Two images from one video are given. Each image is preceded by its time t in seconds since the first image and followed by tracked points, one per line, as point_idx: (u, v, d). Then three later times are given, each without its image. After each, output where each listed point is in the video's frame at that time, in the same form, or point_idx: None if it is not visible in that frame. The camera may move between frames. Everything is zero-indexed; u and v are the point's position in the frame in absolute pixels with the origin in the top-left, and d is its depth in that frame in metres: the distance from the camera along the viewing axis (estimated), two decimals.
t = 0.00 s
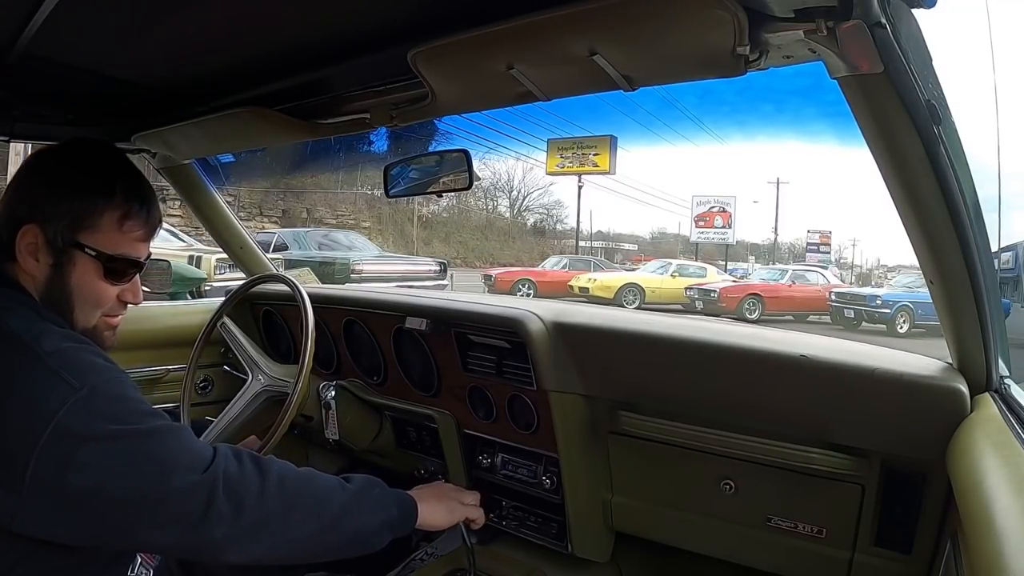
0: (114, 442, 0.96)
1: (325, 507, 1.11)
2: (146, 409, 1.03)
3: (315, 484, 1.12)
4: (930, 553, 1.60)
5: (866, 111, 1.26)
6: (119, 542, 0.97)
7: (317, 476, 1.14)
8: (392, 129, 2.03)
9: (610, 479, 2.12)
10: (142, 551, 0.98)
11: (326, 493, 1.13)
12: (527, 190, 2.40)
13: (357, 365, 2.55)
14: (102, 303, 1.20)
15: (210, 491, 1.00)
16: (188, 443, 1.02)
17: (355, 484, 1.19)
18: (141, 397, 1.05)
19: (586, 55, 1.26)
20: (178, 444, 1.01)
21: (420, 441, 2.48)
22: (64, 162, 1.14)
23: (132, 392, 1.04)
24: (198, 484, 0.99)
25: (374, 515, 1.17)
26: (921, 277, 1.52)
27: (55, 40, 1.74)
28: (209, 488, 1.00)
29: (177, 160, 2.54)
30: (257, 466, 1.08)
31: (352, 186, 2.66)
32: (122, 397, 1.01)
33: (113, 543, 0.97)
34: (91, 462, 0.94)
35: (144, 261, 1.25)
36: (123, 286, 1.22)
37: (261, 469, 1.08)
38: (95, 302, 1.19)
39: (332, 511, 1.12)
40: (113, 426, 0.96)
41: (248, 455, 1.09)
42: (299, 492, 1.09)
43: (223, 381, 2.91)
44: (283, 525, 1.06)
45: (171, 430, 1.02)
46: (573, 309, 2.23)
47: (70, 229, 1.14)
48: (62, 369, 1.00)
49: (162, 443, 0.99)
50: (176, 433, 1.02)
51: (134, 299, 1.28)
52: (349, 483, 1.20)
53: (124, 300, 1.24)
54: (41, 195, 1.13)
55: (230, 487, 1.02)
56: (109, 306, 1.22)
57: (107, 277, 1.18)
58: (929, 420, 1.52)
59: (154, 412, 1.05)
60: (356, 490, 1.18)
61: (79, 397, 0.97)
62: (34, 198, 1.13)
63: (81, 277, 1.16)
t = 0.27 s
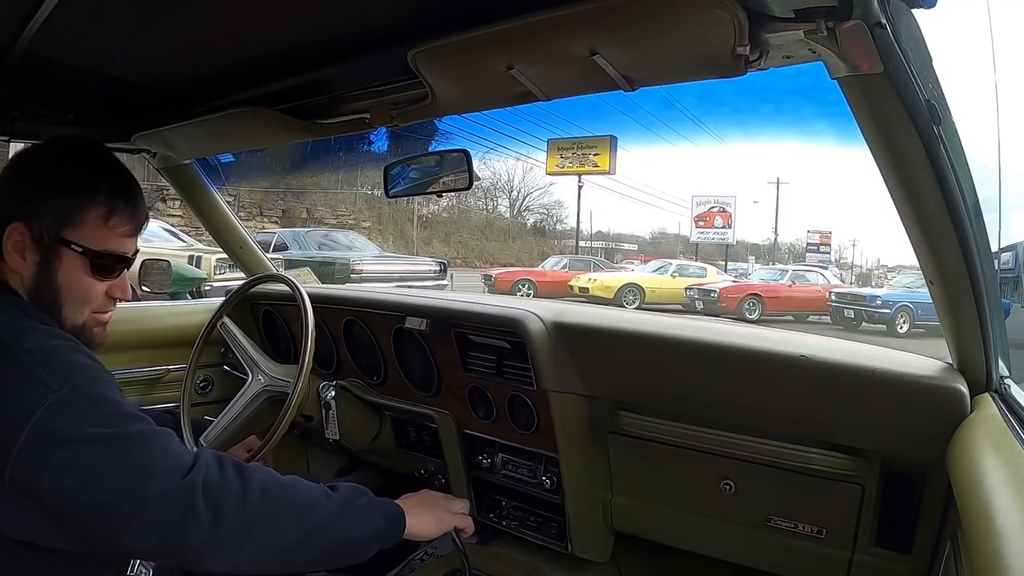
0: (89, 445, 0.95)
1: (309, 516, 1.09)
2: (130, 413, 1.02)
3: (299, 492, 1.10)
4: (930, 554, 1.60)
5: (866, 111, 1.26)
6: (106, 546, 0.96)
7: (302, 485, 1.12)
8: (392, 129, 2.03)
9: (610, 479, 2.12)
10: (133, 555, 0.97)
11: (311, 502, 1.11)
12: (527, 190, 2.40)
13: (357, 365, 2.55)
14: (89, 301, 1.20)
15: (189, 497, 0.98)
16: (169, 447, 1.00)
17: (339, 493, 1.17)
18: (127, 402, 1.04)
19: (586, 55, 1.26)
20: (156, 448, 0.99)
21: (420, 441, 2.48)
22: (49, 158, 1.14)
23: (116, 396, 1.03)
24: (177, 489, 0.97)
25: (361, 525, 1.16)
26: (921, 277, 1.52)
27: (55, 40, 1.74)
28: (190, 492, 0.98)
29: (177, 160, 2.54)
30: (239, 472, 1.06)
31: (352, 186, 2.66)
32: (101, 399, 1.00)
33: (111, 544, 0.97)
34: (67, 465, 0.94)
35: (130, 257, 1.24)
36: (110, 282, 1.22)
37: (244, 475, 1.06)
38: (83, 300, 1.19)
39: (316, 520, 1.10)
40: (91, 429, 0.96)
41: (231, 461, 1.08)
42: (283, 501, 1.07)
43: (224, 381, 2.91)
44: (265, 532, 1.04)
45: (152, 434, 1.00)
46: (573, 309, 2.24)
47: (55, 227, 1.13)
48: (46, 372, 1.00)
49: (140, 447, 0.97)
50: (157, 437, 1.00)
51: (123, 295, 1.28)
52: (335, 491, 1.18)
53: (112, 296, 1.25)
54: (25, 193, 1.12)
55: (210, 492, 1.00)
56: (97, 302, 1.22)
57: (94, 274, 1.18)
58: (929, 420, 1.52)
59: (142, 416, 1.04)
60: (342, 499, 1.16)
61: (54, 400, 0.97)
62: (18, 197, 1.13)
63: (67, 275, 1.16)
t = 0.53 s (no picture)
0: (80, 447, 0.95)
1: (306, 516, 1.09)
2: (122, 413, 1.01)
3: (295, 491, 1.10)
4: (930, 554, 1.60)
5: (866, 111, 1.26)
6: (105, 546, 0.96)
7: (299, 483, 1.12)
8: (393, 129, 2.03)
9: (610, 479, 2.12)
10: (131, 555, 0.97)
11: (308, 500, 1.11)
12: (527, 190, 2.40)
13: (357, 365, 2.55)
14: (82, 284, 1.22)
15: (183, 497, 0.98)
16: (162, 448, 1.00)
17: (336, 492, 1.17)
18: (119, 403, 1.04)
19: (586, 55, 1.26)
20: (150, 449, 0.98)
21: (420, 441, 2.48)
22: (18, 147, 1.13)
23: (107, 398, 1.03)
24: (171, 490, 0.97)
25: (358, 523, 1.15)
26: (921, 278, 1.51)
27: (55, 40, 1.74)
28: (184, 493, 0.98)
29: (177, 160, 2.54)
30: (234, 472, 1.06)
31: (352, 186, 2.66)
32: (92, 401, 1.00)
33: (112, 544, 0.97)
34: (58, 468, 0.94)
35: (116, 235, 1.26)
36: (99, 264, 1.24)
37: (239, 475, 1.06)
38: (75, 284, 1.21)
39: (314, 519, 1.10)
40: (83, 432, 0.95)
41: (226, 461, 1.08)
42: (280, 499, 1.07)
43: (224, 381, 2.91)
44: (263, 532, 1.04)
45: (145, 435, 1.00)
46: (573, 309, 2.24)
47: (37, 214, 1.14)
48: (35, 377, 1.00)
49: (133, 449, 0.97)
50: (150, 438, 1.00)
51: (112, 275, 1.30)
52: (333, 489, 1.17)
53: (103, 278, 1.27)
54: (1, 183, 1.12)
55: (204, 493, 1.00)
56: (90, 286, 1.24)
57: (82, 257, 1.20)
58: (929, 420, 1.52)
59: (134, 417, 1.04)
60: (340, 497, 1.16)
61: (45, 403, 0.97)
62: None
63: (56, 262, 1.17)
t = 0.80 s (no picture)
0: (84, 459, 0.95)
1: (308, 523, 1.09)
2: (126, 424, 1.02)
3: (298, 500, 1.10)
4: (931, 554, 1.60)
5: (865, 111, 1.25)
6: (109, 556, 0.96)
7: (302, 491, 1.12)
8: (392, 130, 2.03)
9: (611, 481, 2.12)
10: (135, 565, 0.97)
11: (310, 507, 1.11)
12: (527, 190, 2.39)
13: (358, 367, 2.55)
14: (75, 242, 1.28)
15: (186, 508, 0.98)
16: (166, 459, 1.00)
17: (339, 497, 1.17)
18: (124, 414, 1.04)
19: (584, 57, 1.25)
20: (153, 461, 0.99)
21: (420, 443, 2.48)
22: None
23: (113, 410, 1.03)
24: (174, 503, 0.97)
25: (360, 528, 1.15)
26: (920, 278, 1.51)
27: (54, 44, 1.74)
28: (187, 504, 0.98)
29: (177, 162, 2.54)
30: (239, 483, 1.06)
31: (352, 186, 2.66)
32: (95, 411, 1.00)
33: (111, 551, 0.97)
34: (60, 481, 0.94)
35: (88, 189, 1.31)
36: (84, 218, 1.30)
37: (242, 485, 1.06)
38: (69, 244, 1.27)
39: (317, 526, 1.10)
40: (86, 444, 0.96)
41: (231, 471, 1.08)
42: (282, 507, 1.07)
43: (224, 383, 2.91)
44: (266, 540, 1.04)
45: (149, 447, 1.00)
46: (573, 309, 2.25)
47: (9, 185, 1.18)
48: (39, 388, 1.00)
49: (137, 461, 0.97)
50: (154, 450, 1.00)
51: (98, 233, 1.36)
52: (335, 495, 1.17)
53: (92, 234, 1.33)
54: None
55: (207, 505, 1.00)
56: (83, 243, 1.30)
57: (65, 215, 1.26)
58: (929, 420, 1.52)
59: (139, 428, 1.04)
60: (343, 503, 1.16)
61: (49, 415, 0.97)
62: None
63: (42, 226, 1.22)
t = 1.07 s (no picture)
0: (69, 459, 0.95)
1: (298, 517, 1.09)
2: (105, 421, 1.02)
3: (286, 492, 1.10)
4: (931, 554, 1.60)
5: (866, 111, 1.25)
6: (104, 554, 0.96)
7: (292, 484, 1.12)
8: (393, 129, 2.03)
9: (610, 480, 2.12)
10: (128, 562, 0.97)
11: (300, 500, 1.11)
12: (527, 189, 2.39)
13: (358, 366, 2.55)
14: (36, 238, 1.29)
15: (172, 501, 0.98)
16: (148, 454, 1.00)
17: (328, 490, 1.17)
18: (104, 411, 1.04)
19: (584, 56, 1.25)
20: (136, 457, 0.99)
21: (420, 442, 2.48)
22: None
23: (90, 407, 1.03)
24: (160, 496, 0.98)
25: (350, 521, 1.15)
26: (920, 277, 1.51)
27: (54, 43, 1.74)
28: (174, 499, 0.99)
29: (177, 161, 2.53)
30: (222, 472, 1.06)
31: (352, 186, 2.66)
32: (74, 411, 1.00)
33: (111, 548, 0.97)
34: (46, 483, 0.94)
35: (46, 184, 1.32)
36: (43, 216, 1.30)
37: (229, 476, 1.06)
38: (31, 240, 1.28)
39: (309, 518, 1.10)
40: (68, 445, 0.96)
41: (217, 464, 1.08)
42: (274, 501, 1.08)
43: (224, 382, 2.91)
44: (258, 532, 1.04)
45: (131, 443, 1.00)
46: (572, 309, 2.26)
47: None
48: (15, 389, 0.99)
49: (120, 458, 0.97)
50: (135, 445, 1.00)
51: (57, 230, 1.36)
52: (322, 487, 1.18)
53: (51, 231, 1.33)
54: None
55: (193, 499, 1.00)
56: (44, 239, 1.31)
57: (25, 210, 1.26)
58: (929, 419, 1.52)
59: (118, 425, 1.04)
60: (333, 497, 1.16)
61: (29, 416, 0.97)
62: None
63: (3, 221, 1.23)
